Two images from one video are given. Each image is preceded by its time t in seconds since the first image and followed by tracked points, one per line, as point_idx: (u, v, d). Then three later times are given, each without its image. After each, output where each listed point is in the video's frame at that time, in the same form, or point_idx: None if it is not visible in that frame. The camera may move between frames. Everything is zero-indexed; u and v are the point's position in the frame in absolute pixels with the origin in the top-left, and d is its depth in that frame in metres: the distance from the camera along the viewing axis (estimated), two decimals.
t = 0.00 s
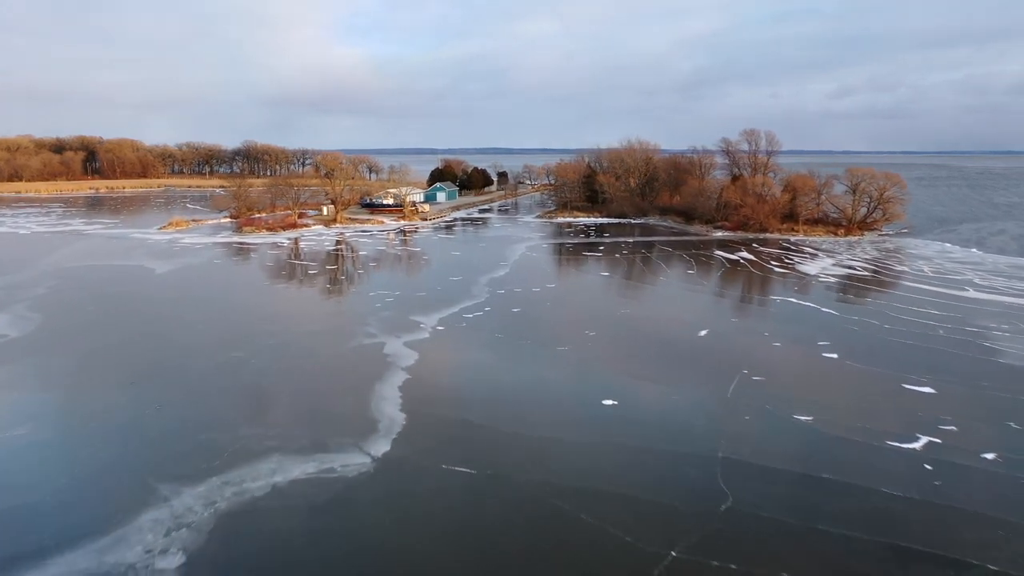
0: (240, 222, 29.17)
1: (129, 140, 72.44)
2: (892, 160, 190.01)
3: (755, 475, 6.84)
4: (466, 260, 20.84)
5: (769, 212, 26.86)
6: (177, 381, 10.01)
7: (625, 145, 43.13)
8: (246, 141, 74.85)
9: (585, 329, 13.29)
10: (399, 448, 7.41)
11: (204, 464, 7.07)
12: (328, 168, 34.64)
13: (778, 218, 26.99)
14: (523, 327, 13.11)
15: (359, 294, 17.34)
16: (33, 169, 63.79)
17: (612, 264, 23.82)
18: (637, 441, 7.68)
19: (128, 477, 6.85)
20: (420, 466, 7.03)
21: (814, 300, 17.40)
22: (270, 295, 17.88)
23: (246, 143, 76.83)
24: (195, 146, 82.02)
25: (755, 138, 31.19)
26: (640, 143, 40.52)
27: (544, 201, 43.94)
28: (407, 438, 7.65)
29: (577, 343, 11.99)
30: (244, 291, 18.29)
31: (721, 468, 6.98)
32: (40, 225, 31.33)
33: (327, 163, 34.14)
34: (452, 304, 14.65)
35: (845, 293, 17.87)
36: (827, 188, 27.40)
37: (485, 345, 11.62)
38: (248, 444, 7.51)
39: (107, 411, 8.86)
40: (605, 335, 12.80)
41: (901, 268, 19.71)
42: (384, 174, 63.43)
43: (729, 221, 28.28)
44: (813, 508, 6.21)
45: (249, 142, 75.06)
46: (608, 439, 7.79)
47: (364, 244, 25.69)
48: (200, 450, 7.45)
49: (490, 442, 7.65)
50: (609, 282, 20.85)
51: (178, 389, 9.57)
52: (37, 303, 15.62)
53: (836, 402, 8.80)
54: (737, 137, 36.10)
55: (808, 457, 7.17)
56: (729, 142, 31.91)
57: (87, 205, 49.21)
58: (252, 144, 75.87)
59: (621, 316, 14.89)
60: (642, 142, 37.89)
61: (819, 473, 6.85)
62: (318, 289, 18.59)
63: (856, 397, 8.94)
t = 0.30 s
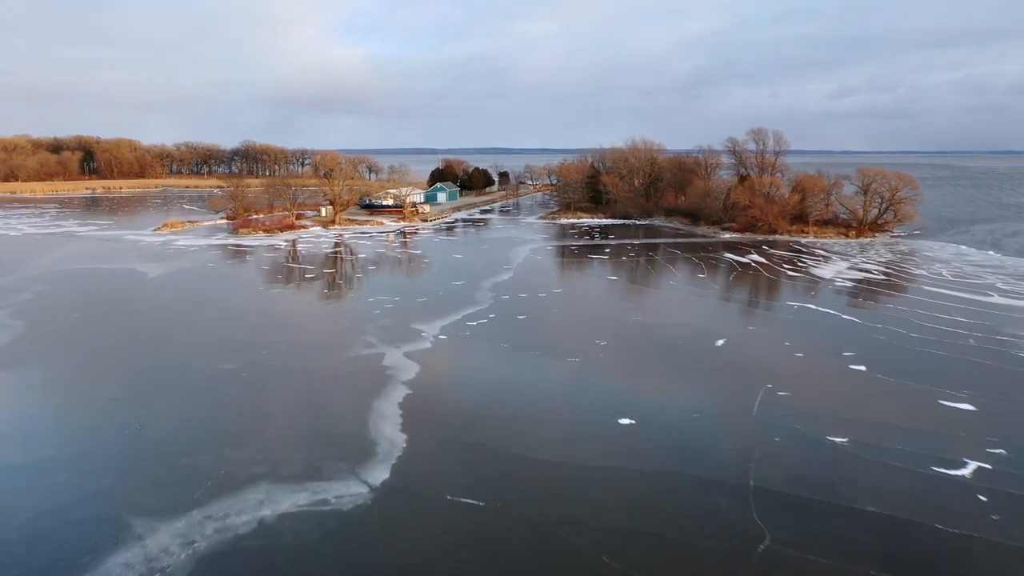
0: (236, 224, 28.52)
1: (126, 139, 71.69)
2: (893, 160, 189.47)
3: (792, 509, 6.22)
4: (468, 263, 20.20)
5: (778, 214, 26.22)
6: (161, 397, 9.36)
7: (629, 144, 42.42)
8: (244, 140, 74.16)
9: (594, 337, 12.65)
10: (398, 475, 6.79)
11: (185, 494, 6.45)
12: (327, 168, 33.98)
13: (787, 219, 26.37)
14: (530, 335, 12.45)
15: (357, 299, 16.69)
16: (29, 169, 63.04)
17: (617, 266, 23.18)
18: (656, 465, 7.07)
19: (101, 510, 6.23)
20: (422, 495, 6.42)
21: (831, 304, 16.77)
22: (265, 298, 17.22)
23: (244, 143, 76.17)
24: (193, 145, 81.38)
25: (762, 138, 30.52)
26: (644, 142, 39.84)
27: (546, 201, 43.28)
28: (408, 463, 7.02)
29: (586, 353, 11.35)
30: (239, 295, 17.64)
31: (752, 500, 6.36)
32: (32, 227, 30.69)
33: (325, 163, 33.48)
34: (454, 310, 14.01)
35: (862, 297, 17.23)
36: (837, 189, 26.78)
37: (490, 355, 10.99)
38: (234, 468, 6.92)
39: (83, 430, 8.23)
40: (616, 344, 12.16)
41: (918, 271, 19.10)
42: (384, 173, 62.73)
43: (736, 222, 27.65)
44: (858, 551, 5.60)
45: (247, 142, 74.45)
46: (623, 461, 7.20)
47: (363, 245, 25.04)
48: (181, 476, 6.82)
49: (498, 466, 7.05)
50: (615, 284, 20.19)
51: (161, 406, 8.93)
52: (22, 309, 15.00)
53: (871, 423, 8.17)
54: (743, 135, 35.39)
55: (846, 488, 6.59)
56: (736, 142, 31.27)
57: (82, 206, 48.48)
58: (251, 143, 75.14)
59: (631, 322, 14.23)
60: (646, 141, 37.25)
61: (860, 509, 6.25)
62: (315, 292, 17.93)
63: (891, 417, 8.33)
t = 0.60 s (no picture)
0: (232, 225, 27.91)
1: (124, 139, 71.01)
2: (895, 160, 188.91)
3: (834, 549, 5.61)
4: (470, 266, 19.56)
5: (787, 215, 25.61)
6: (143, 414, 8.71)
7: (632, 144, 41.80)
8: (242, 140, 73.53)
9: (605, 348, 12.02)
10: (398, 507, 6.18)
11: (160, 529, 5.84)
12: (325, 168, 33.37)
13: (796, 220, 25.74)
14: (537, 344, 11.83)
15: (355, 304, 16.06)
16: (25, 170, 62.39)
17: (623, 269, 22.55)
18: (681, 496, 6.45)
19: (68, 549, 5.62)
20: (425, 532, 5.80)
21: (848, 309, 16.13)
22: (260, 302, 16.55)
23: (243, 142, 75.51)
24: (191, 145, 80.71)
25: (770, 137, 29.89)
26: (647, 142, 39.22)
27: (548, 202, 42.67)
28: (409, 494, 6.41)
29: (597, 365, 10.73)
30: (233, 298, 17.01)
31: (790, 538, 5.75)
32: (25, 228, 30.08)
33: (324, 163, 32.88)
34: (457, 317, 13.38)
35: (879, 301, 16.62)
36: (847, 189, 26.21)
37: (496, 367, 10.35)
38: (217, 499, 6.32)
39: (57, 452, 7.59)
40: (628, 354, 11.53)
41: (936, 275, 18.47)
42: (383, 174, 62.13)
43: (744, 223, 27.03)
44: None
45: (245, 142, 73.82)
46: (644, 490, 6.59)
47: (362, 248, 24.42)
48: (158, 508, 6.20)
49: (507, 496, 6.44)
50: (622, 287, 19.53)
51: (142, 425, 8.29)
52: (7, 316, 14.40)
53: (906, 445, 7.56)
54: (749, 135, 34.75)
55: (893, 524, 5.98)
56: (743, 142, 30.68)
57: (78, 206, 47.82)
58: (249, 143, 74.54)
59: (641, 329, 13.62)
60: (650, 141, 36.68)
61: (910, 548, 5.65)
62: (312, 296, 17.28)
63: (931, 440, 7.71)
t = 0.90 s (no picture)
0: (228, 226, 27.31)
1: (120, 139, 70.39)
2: (894, 160, 188.57)
3: None
4: (471, 269, 18.94)
5: (797, 216, 25.00)
6: (121, 433, 8.06)
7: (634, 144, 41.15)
8: (241, 140, 72.99)
9: (616, 359, 11.39)
10: (395, 547, 5.57)
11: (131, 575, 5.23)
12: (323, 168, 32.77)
13: (806, 221, 25.12)
14: (544, 355, 11.19)
15: (353, 308, 15.45)
16: (21, 171, 61.75)
17: (629, 271, 21.92)
18: (708, 533, 5.84)
19: None
20: None
21: (865, 314, 15.52)
22: (253, 306, 15.91)
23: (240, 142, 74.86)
24: (189, 144, 79.99)
25: (777, 137, 29.25)
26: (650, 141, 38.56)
27: (550, 203, 42.07)
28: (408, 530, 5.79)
29: (610, 377, 10.09)
30: (226, 303, 16.36)
31: None
32: (17, 229, 29.47)
33: (322, 163, 32.26)
34: (459, 324, 12.76)
35: (898, 307, 15.98)
36: (857, 190, 25.63)
37: (502, 380, 9.73)
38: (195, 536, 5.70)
39: (24, 477, 6.95)
40: (641, 366, 10.90)
41: (955, 278, 17.83)
42: (382, 174, 61.52)
43: (752, 224, 26.39)
44: None
45: (243, 142, 73.17)
46: (667, 525, 5.98)
47: (360, 250, 23.78)
48: (128, 547, 5.58)
49: (516, 532, 5.85)
50: (629, 291, 18.88)
51: (120, 445, 7.65)
52: None
53: (956, 477, 6.93)
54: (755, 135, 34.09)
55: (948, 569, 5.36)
56: (750, 141, 30.04)
57: (73, 207, 47.17)
58: (247, 143, 73.96)
59: (652, 337, 12.98)
60: (654, 141, 36.09)
61: None
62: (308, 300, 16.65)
63: (978, 472, 7.10)
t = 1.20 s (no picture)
0: (224, 227, 26.74)
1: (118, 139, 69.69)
2: (896, 160, 188.00)
3: None
4: (474, 273, 18.28)
5: (806, 217, 24.36)
6: (94, 457, 7.40)
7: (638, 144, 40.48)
8: (240, 140, 72.43)
9: (629, 373, 10.73)
10: None
11: None
12: (321, 167, 32.15)
13: (816, 223, 24.49)
14: (552, 368, 10.51)
15: (350, 313, 14.84)
16: (17, 171, 61.09)
17: (635, 274, 21.32)
18: None
19: None
20: None
21: (885, 319, 14.87)
22: (246, 310, 15.23)
23: (239, 142, 74.13)
24: (187, 144, 79.25)
25: (785, 136, 28.60)
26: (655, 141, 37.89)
27: (552, 204, 41.42)
28: None
29: (620, 392, 9.52)
30: (218, 308, 15.69)
31: None
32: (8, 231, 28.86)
33: (320, 163, 31.66)
34: (461, 332, 12.15)
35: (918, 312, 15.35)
36: (868, 191, 25.04)
37: (508, 396, 9.14)
38: None
39: None
40: (655, 380, 10.25)
41: (975, 283, 17.19)
42: (382, 174, 60.86)
43: (760, 226, 25.76)
44: None
45: (242, 142, 72.51)
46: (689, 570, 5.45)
47: (359, 253, 23.12)
48: None
49: None
50: (637, 294, 18.20)
51: (94, 471, 7.07)
52: None
53: (1002, 518, 6.41)
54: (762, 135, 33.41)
55: None
56: (757, 141, 29.41)
57: (68, 208, 46.48)
58: (246, 143, 73.34)
59: (666, 346, 12.31)
60: (659, 142, 35.50)
61: None
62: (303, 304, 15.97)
63: None
